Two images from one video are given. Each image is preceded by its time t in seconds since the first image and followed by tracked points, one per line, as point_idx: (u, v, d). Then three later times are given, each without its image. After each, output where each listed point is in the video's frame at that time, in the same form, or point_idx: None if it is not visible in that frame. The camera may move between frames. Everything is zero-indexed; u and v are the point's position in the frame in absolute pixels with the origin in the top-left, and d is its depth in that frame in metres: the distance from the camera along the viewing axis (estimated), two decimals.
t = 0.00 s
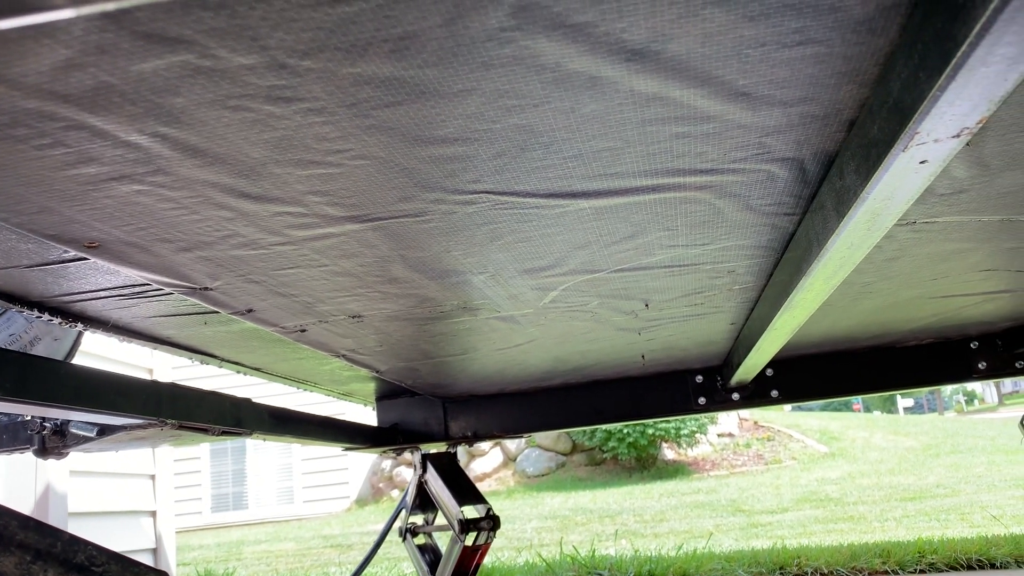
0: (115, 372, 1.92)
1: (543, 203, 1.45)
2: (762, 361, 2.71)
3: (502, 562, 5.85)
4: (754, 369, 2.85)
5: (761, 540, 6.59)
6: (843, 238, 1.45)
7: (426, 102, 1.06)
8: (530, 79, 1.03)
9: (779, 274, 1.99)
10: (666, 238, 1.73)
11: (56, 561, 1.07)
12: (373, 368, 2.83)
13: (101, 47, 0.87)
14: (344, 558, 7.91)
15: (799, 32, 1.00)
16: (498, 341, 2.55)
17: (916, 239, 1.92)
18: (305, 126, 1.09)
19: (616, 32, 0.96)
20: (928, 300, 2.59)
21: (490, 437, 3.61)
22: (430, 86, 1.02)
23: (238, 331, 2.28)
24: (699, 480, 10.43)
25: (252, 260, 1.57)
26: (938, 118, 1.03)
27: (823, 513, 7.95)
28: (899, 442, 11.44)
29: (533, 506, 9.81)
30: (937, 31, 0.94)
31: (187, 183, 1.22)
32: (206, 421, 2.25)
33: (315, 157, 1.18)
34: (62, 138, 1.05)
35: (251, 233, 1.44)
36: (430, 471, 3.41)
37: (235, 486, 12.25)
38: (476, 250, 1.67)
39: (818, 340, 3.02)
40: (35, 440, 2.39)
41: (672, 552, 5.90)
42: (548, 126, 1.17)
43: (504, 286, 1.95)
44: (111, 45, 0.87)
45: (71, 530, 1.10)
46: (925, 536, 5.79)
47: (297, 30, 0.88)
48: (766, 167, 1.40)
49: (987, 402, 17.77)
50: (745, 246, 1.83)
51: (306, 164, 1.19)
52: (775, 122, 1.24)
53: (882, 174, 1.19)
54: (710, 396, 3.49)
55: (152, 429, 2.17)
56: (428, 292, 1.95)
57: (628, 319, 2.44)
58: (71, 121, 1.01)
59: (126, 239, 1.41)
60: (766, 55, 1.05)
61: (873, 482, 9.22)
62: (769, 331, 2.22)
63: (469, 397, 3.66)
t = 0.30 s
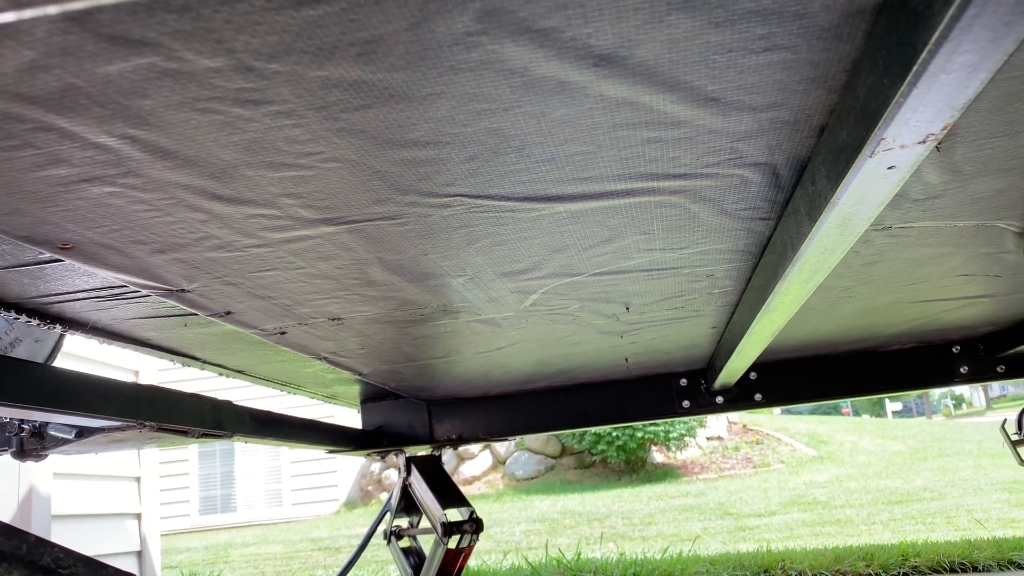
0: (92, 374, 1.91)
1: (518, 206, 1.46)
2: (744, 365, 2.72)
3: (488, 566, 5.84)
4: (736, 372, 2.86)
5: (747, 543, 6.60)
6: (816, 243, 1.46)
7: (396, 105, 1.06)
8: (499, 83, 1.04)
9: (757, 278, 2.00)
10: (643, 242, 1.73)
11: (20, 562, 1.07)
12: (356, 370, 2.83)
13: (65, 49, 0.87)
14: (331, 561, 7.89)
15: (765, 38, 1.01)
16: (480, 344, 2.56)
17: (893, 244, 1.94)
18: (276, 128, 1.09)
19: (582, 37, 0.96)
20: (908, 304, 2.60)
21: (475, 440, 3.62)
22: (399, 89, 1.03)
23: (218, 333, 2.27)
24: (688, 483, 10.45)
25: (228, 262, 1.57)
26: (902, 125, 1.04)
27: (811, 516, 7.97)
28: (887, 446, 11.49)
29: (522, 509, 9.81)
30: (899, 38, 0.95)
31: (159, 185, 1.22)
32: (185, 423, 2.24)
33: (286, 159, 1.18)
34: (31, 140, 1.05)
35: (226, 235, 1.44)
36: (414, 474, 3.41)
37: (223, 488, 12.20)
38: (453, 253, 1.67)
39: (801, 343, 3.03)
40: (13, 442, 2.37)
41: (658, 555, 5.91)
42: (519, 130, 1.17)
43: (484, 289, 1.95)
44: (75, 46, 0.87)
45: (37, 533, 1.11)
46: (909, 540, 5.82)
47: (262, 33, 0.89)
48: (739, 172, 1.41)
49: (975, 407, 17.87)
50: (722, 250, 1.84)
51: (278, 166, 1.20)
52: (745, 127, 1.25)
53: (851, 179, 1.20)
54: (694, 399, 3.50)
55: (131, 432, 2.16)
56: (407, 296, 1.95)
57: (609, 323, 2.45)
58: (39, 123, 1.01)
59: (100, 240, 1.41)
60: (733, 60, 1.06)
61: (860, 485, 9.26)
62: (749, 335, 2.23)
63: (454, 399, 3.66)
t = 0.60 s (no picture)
0: (64, 378, 1.90)
1: (487, 210, 1.46)
2: (723, 369, 2.73)
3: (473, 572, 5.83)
4: (716, 377, 2.87)
5: (732, 549, 6.61)
6: (783, 247, 1.47)
7: (357, 108, 1.07)
8: (460, 86, 1.04)
9: (731, 283, 2.01)
10: (615, 246, 1.74)
11: None
12: (335, 375, 2.82)
13: (20, 49, 0.87)
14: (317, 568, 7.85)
15: (722, 43, 1.02)
16: (458, 349, 2.56)
17: (865, 249, 1.95)
18: (238, 130, 1.09)
19: (540, 41, 0.97)
20: (884, 309, 2.62)
21: (457, 445, 3.61)
22: (360, 92, 1.03)
23: (194, 336, 2.27)
24: (676, 489, 10.46)
25: (198, 264, 1.57)
26: (860, 129, 1.05)
27: (797, 522, 7.99)
28: (873, 452, 11.53)
29: (509, 515, 9.79)
30: (853, 43, 0.96)
31: (123, 187, 1.22)
32: (161, 427, 2.23)
33: (250, 161, 1.18)
34: None
35: (194, 237, 1.43)
36: (395, 479, 3.40)
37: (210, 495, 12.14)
38: (425, 256, 1.68)
39: (781, 348, 3.04)
40: None
41: (642, 561, 5.91)
42: (483, 133, 1.18)
43: (458, 292, 1.96)
44: (30, 47, 0.87)
45: None
46: (892, 545, 5.85)
47: (218, 35, 0.89)
48: (707, 177, 1.42)
49: (961, 413, 17.96)
50: (695, 254, 1.85)
51: (242, 169, 1.20)
52: (709, 132, 1.26)
53: (813, 184, 1.20)
54: (676, 404, 3.50)
55: (105, 436, 2.15)
56: (382, 300, 1.95)
57: (587, 327, 2.45)
58: None
59: (67, 243, 1.40)
60: (692, 65, 1.06)
61: (846, 491, 9.29)
62: (725, 339, 2.24)
63: (436, 404, 3.65)
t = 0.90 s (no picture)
0: (36, 384, 1.89)
1: (458, 216, 1.47)
2: (701, 376, 2.74)
3: None
4: (695, 384, 2.88)
5: (716, 556, 6.63)
6: (752, 254, 1.48)
7: (322, 113, 1.07)
8: (424, 92, 1.05)
9: (705, 290, 2.02)
10: (588, 252, 1.75)
11: None
12: (313, 381, 2.82)
13: None
14: None
15: (683, 51, 1.03)
16: (437, 355, 2.56)
17: (838, 256, 1.97)
18: (203, 135, 1.09)
19: (502, 48, 0.98)
20: (861, 316, 2.64)
21: (439, 452, 3.60)
22: (324, 97, 1.03)
23: (169, 342, 2.26)
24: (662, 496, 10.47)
25: (169, 270, 1.57)
26: (820, 137, 1.06)
27: (782, 529, 8.01)
28: (858, 460, 11.58)
29: (495, 523, 9.77)
30: (810, 52, 0.97)
31: (89, 192, 1.22)
32: (136, 433, 2.22)
33: (217, 167, 1.18)
34: None
35: (163, 243, 1.43)
36: (375, 487, 3.39)
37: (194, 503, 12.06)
38: (398, 262, 1.68)
39: (760, 355, 3.06)
40: None
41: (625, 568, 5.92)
42: (450, 139, 1.18)
43: (434, 298, 1.96)
44: None
45: None
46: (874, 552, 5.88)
47: (178, 40, 0.89)
48: (676, 184, 1.43)
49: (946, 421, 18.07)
50: (668, 261, 1.86)
51: (209, 173, 1.20)
52: (676, 139, 1.27)
53: (777, 191, 1.22)
54: (657, 411, 3.50)
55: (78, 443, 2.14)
56: (357, 306, 1.95)
57: (565, 333, 2.46)
58: None
59: (35, 247, 1.40)
60: (655, 72, 1.07)
61: (831, 498, 9.32)
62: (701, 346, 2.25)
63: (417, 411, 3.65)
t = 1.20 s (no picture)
0: (8, 387, 1.88)
1: (430, 219, 1.47)
2: (680, 380, 2.75)
3: None
4: (674, 388, 2.89)
5: (699, 562, 6.64)
6: (723, 258, 1.49)
7: (288, 115, 1.07)
8: (390, 94, 1.05)
9: (680, 294, 2.03)
10: (563, 256, 1.75)
11: None
12: (292, 385, 2.81)
13: None
14: None
15: (648, 57, 1.04)
16: (415, 359, 2.55)
17: (812, 261, 1.98)
18: (168, 136, 1.09)
19: (466, 51, 0.98)
20: (837, 322, 2.66)
21: (419, 457, 3.59)
22: (289, 99, 1.04)
23: (144, 345, 2.25)
24: (647, 501, 10.48)
25: (140, 272, 1.56)
26: (783, 142, 1.07)
27: (765, 534, 8.03)
28: (842, 465, 11.63)
29: (479, 528, 9.75)
30: (771, 58, 0.98)
31: (55, 193, 1.21)
32: (109, 437, 2.20)
33: (183, 167, 1.18)
34: None
35: (133, 244, 1.43)
36: (355, 491, 3.38)
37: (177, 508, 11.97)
38: (372, 265, 1.68)
39: (739, 360, 3.07)
40: None
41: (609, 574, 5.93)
42: (418, 142, 1.18)
43: (410, 302, 1.96)
44: None
45: None
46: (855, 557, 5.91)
47: (139, 40, 0.89)
48: (647, 188, 1.44)
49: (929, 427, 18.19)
50: (643, 266, 1.86)
51: (175, 174, 1.20)
52: (645, 144, 1.27)
53: (744, 196, 1.23)
54: (637, 415, 3.50)
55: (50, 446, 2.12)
56: (333, 309, 1.95)
57: (543, 338, 2.46)
58: None
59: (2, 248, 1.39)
60: (621, 77, 1.08)
61: (815, 504, 9.36)
62: (678, 350, 2.26)
63: (398, 415, 3.64)
